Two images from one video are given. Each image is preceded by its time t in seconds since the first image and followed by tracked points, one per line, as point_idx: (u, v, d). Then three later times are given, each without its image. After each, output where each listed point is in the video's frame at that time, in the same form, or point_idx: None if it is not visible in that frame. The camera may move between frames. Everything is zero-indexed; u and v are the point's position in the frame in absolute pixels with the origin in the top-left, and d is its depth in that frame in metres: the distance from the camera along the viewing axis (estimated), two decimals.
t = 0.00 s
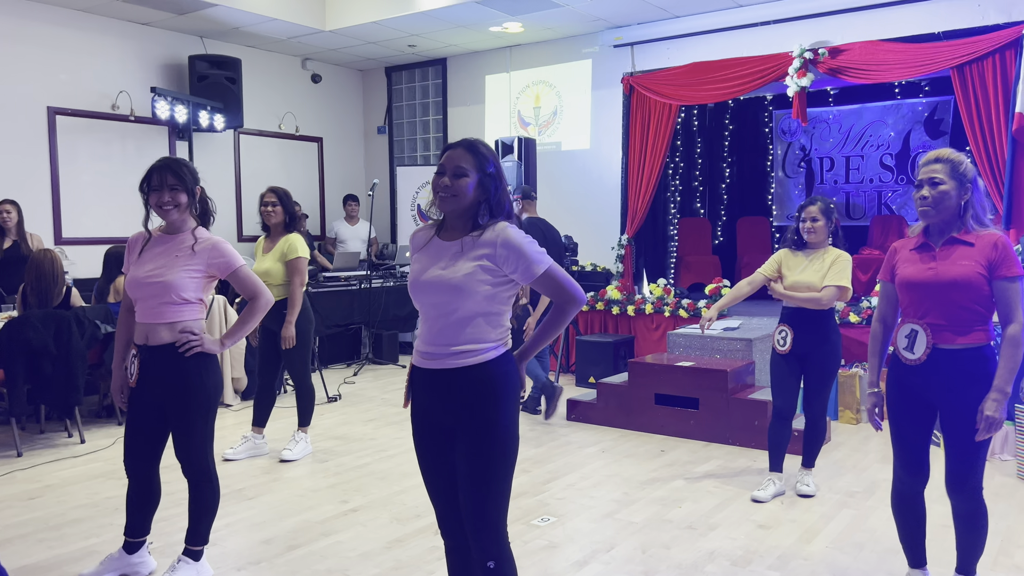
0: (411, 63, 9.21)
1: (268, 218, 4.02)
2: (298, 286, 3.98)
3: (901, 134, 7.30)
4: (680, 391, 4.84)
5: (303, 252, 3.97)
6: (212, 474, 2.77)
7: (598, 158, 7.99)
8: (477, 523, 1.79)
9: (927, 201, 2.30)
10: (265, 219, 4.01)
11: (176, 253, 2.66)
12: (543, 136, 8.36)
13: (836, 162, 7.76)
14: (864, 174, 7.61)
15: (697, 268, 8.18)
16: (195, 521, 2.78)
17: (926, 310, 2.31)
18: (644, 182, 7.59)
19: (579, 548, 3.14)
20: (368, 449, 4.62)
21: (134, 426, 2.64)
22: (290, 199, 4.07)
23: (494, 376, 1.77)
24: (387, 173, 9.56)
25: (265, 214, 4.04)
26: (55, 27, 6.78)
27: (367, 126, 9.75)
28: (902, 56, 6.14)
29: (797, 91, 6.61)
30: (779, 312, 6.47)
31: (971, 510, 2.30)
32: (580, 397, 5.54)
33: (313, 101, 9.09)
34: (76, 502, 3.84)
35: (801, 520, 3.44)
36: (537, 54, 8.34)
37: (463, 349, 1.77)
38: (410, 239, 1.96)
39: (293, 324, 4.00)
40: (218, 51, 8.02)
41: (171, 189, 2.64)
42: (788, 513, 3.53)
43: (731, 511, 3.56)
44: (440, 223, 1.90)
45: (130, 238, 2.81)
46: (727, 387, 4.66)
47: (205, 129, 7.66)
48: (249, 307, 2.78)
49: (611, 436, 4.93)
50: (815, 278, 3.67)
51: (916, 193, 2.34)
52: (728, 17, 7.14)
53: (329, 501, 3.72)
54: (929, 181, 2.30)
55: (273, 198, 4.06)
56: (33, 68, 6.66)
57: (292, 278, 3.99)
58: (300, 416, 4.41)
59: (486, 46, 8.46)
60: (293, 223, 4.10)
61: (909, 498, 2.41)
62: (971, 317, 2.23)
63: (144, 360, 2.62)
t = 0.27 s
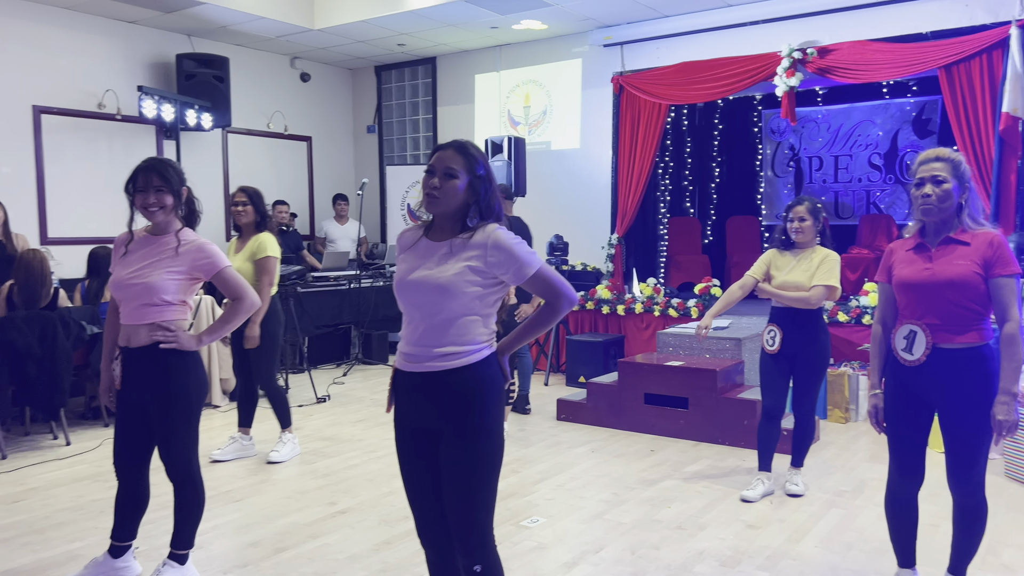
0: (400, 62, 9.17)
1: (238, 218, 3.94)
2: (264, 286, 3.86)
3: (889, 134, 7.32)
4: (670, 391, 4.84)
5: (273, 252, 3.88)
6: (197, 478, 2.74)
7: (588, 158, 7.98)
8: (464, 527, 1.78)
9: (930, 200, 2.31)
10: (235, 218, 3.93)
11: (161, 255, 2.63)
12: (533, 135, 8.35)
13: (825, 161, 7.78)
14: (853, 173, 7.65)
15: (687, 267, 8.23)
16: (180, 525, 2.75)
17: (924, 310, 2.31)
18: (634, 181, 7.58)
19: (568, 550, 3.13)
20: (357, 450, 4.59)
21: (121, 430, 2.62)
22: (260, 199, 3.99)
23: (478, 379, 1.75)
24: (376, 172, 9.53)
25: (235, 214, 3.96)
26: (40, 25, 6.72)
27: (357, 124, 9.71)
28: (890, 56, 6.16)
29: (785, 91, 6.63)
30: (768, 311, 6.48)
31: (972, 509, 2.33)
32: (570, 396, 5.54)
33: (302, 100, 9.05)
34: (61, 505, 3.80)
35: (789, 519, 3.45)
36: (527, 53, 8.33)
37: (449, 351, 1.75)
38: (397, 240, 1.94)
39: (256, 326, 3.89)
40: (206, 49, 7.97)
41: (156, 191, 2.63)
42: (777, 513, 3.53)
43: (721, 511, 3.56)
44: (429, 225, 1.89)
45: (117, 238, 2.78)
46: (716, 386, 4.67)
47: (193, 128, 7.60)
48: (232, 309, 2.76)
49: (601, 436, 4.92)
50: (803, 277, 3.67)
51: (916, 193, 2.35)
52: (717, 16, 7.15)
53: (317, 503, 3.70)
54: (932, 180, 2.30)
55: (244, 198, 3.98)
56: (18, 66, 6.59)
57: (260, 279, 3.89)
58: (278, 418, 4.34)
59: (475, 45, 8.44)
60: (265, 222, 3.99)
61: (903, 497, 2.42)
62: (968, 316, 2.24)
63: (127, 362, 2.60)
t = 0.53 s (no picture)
0: (383, 59, 9.12)
1: (207, 216, 3.87)
2: (236, 285, 3.80)
3: (869, 133, 7.38)
4: (652, 390, 4.84)
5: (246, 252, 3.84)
6: (175, 479, 2.71)
7: (571, 156, 7.98)
8: (442, 529, 1.76)
9: (920, 201, 2.31)
10: (203, 217, 3.86)
11: (134, 253, 2.59)
12: (516, 134, 8.34)
13: (806, 161, 7.80)
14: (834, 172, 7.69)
15: (668, 266, 8.39)
16: (156, 527, 2.72)
17: (909, 312, 2.32)
18: (617, 180, 7.58)
19: (549, 549, 3.12)
20: (338, 451, 4.56)
21: (95, 433, 2.58)
22: (230, 198, 3.93)
23: (459, 381, 1.74)
24: (359, 170, 9.48)
25: (204, 212, 3.88)
26: (15, 21, 6.62)
27: (339, 122, 9.65)
28: (870, 56, 6.20)
29: (767, 90, 6.67)
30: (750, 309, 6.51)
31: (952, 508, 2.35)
32: (553, 395, 5.54)
33: (283, 97, 8.98)
34: (36, 508, 3.74)
35: (770, 517, 3.46)
36: (510, 51, 8.31)
37: (428, 350, 1.73)
38: (377, 239, 1.91)
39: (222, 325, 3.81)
40: (185, 46, 7.88)
41: (130, 187, 2.58)
42: (758, 511, 3.54)
43: (702, 509, 3.56)
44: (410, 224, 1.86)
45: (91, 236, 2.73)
46: (698, 385, 4.68)
47: (172, 126, 7.53)
48: (207, 308, 2.72)
49: (584, 435, 4.92)
50: (785, 277, 3.69)
51: (905, 192, 2.35)
52: (699, 16, 7.17)
53: (296, 504, 3.67)
54: (922, 181, 2.31)
55: (213, 196, 3.91)
56: None
57: (231, 277, 3.83)
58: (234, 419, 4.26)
59: (458, 43, 8.41)
60: (234, 221, 3.95)
61: (885, 498, 2.43)
62: (952, 319, 2.25)
63: (102, 362, 2.56)
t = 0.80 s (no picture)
0: (372, 57, 9.10)
1: (187, 214, 3.83)
2: (223, 283, 3.79)
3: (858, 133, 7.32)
4: (641, 388, 4.85)
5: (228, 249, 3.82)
6: (162, 479, 2.69)
7: (561, 155, 7.98)
8: (433, 529, 1.75)
9: (915, 199, 2.31)
10: (183, 216, 3.82)
11: (120, 250, 2.57)
12: (506, 132, 8.33)
13: (796, 160, 7.80)
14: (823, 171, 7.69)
15: (657, 264, 8.47)
16: (143, 527, 2.69)
17: (897, 310, 2.33)
18: (607, 178, 7.58)
19: (539, 547, 3.12)
20: (327, 449, 4.55)
21: (82, 433, 2.55)
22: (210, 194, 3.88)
23: (451, 381, 1.73)
24: (348, 168, 9.46)
25: (183, 210, 3.83)
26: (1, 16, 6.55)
27: (328, 120, 9.62)
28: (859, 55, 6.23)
29: (756, 89, 6.69)
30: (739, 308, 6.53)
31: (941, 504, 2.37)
32: (542, 393, 5.54)
33: (272, 95, 8.94)
34: (21, 507, 3.71)
35: (759, 515, 3.46)
36: (501, 49, 8.30)
37: (419, 349, 1.73)
38: (365, 240, 1.90)
39: (216, 325, 3.82)
40: (173, 42, 7.84)
41: (116, 184, 2.56)
42: (747, 509, 3.54)
43: (691, 507, 3.57)
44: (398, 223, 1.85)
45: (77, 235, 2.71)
46: (688, 383, 4.68)
47: (160, 123, 7.48)
48: (196, 306, 2.70)
49: (573, 433, 4.92)
50: (773, 276, 3.67)
51: (897, 189, 2.35)
52: (689, 14, 7.18)
53: (285, 503, 3.65)
54: (915, 179, 2.32)
55: (192, 192, 3.85)
56: None
57: (217, 275, 3.82)
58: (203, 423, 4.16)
59: (448, 40, 8.39)
60: (214, 218, 3.92)
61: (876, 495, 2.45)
62: (940, 317, 2.27)
63: (89, 362, 2.54)
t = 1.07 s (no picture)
0: (365, 55, 9.08)
1: (173, 213, 3.81)
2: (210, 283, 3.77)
3: (850, 130, 7.42)
4: (634, 386, 4.86)
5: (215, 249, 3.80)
6: (155, 479, 2.68)
7: (555, 154, 7.98)
8: (427, 528, 1.75)
9: (902, 195, 2.32)
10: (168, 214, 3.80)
11: (112, 250, 2.56)
12: (499, 131, 8.33)
13: (788, 158, 7.85)
14: (815, 170, 7.69)
15: (652, 262, 8.44)
16: (136, 528, 2.69)
17: (885, 307, 2.34)
18: (600, 177, 7.59)
19: (532, 546, 3.12)
20: (320, 449, 4.54)
21: (74, 434, 2.54)
22: (197, 193, 3.86)
23: (446, 379, 1.73)
24: (341, 167, 9.44)
25: (169, 209, 3.81)
26: None
27: (321, 118, 9.59)
28: (851, 54, 6.25)
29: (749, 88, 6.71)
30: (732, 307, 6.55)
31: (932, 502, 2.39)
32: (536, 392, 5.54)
33: (264, 93, 8.91)
34: (12, 508, 3.69)
35: (751, 513, 3.47)
36: (494, 48, 8.30)
37: (414, 351, 1.73)
38: (360, 243, 1.90)
39: (208, 325, 3.77)
40: (165, 41, 7.80)
41: (108, 185, 2.55)
42: (740, 507, 3.55)
43: (684, 505, 3.57)
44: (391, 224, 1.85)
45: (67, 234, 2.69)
46: (680, 381, 4.69)
47: (152, 122, 7.45)
48: (188, 306, 2.69)
49: (567, 432, 4.92)
50: (762, 271, 3.71)
51: (884, 187, 2.36)
52: (681, 13, 7.18)
53: (278, 503, 3.65)
54: (904, 176, 2.33)
55: (178, 190, 3.82)
56: None
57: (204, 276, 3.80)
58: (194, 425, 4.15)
59: (441, 39, 8.38)
60: (201, 218, 3.89)
61: (867, 489, 2.47)
62: (928, 314, 2.28)
63: (81, 362, 2.53)
